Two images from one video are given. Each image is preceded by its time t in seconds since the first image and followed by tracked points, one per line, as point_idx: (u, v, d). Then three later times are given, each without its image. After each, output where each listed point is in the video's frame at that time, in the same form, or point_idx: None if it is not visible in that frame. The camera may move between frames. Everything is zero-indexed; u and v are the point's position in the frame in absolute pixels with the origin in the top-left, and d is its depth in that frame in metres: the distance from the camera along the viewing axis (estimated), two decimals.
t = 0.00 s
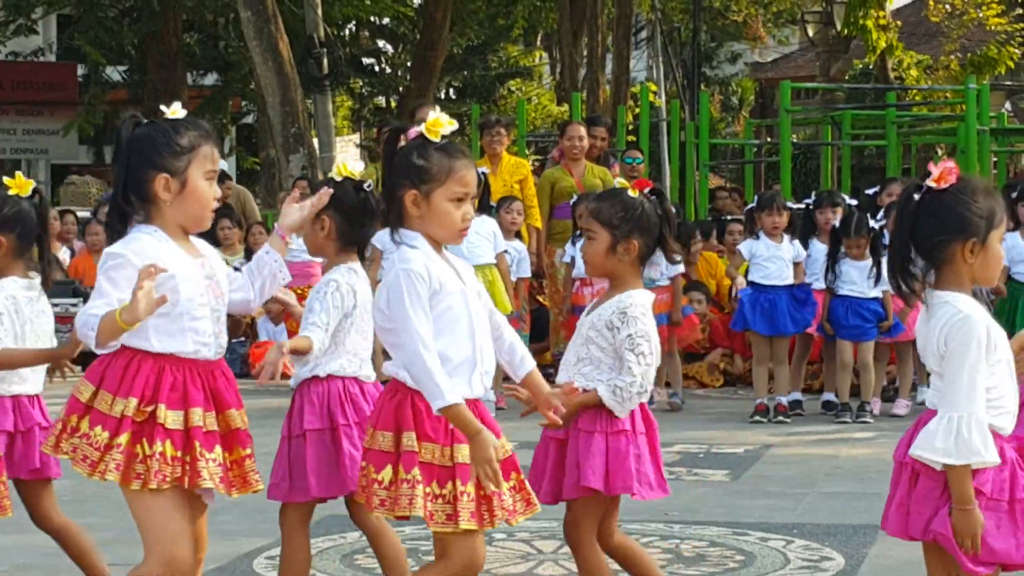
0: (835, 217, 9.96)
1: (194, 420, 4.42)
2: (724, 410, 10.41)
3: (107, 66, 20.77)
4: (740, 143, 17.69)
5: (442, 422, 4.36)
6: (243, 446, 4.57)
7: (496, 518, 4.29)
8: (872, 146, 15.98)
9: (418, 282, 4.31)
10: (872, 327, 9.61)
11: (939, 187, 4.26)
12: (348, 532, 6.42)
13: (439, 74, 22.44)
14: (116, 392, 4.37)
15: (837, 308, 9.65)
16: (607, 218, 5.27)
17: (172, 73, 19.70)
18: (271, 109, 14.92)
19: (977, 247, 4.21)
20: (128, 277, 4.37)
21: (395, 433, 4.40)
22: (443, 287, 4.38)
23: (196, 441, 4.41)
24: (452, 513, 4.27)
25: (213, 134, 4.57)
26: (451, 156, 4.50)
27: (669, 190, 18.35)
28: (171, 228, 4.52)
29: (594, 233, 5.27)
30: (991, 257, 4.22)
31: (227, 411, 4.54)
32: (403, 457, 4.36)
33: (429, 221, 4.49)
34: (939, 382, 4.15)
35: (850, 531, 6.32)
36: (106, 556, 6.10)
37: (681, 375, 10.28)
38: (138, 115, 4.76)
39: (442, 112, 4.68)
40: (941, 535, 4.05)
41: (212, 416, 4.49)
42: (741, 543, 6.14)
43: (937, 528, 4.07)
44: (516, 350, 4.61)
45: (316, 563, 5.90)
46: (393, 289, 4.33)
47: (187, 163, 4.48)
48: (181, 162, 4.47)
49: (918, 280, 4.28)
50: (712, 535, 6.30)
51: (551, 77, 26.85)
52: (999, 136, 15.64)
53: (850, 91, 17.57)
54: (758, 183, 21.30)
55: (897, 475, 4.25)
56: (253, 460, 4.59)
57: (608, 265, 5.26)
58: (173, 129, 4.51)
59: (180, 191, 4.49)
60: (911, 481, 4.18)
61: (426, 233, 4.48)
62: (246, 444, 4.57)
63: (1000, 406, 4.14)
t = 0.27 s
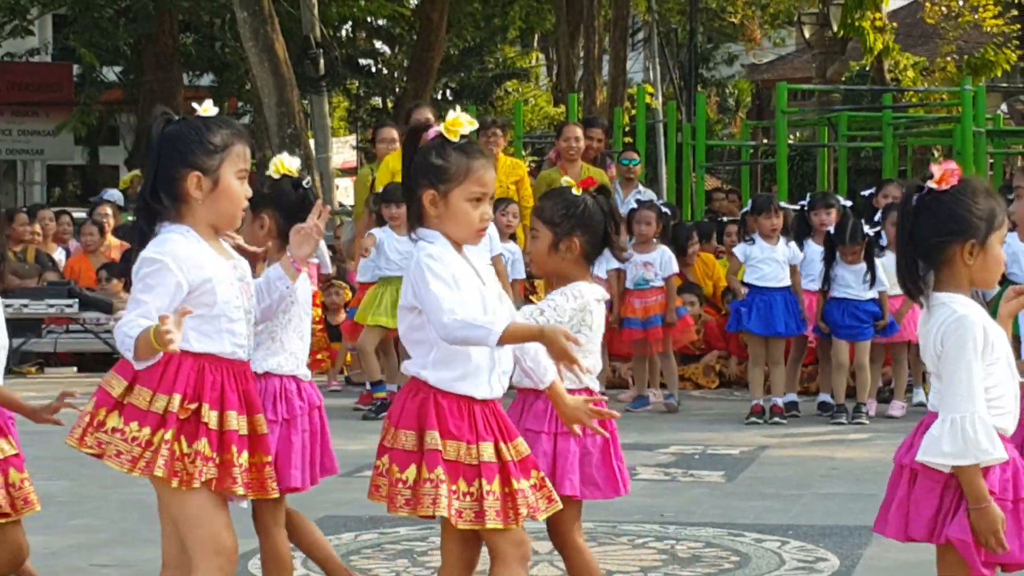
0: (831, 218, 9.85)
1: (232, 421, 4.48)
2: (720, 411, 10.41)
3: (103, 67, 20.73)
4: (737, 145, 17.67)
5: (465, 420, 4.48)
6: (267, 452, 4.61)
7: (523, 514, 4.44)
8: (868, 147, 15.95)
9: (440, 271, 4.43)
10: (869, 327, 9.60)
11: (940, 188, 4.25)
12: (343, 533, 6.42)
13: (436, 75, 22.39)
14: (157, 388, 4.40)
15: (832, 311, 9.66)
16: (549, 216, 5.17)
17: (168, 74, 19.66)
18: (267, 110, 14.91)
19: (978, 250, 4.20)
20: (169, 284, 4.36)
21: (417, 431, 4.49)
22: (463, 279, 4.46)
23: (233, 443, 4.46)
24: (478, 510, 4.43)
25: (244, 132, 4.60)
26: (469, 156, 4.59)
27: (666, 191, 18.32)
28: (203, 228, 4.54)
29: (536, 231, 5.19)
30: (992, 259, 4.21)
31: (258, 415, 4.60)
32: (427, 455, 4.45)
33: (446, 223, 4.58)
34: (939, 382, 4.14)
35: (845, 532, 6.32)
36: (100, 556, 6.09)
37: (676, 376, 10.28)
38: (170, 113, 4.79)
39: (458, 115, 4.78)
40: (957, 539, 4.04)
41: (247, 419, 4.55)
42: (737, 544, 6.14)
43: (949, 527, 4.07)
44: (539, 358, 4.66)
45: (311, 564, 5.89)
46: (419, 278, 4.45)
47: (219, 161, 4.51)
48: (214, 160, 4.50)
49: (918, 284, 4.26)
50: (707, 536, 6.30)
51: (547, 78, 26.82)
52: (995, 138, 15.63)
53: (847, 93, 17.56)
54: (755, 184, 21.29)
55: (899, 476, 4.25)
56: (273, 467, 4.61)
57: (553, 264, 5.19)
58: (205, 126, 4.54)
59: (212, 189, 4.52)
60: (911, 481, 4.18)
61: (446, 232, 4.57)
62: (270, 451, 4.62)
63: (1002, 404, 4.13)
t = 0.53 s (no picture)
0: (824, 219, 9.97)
1: (287, 420, 4.53)
2: (714, 412, 10.41)
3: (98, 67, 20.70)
4: (732, 146, 17.64)
5: (506, 423, 4.49)
6: (321, 443, 4.65)
7: (557, 521, 4.42)
8: (864, 148, 15.95)
9: (473, 273, 4.51)
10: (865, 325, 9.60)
11: (941, 206, 4.47)
12: (339, 534, 6.42)
13: (432, 76, 22.34)
14: (209, 394, 4.46)
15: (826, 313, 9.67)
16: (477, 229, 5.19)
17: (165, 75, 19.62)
18: (263, 111, 14.91)
19: (983, 263, 4.38)
20: (232, 279, 4.48)
21: (459, 434, 4.49)
22: (493, 280, 4.55)
23: (291, 441, 4.51)
24: (513, 514, 4.42)
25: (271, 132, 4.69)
26: (503, 155, 4.66)
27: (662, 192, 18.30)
28: (233, 227, 4.62)
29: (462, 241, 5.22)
30: (996, 277, 4.40)
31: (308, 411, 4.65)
32: (470, 459, 4.44)
33: (482, 223, 4.64)
34: (943, 401, 4.32)
35: (840, 533, 6.33)
36: (96, 558, 6.10)
37: (671, 377, 10.28)
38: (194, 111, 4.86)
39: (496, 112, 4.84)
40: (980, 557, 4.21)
41: (300, 416, 4.60)
42: (732, 545, 6.15)
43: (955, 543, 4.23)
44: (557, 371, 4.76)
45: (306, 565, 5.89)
46: (453, 281, 4.52)
47: (248, 160, 4.59)
48: (243, 159, 4.58)
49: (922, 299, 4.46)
50: (702, 537, 6.31)
51: (543, 79, 26.79)
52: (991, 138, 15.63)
53: (843, 94, 17.54)
54: (751, 185, 21.26)
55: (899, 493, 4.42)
56: (328, 459, 4.65)
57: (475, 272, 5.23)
58: (233, 126, 4.63)
59: (241, 188, 4.60)
60: (908, 499, 4.36)
61: (481, 233, 4.64)
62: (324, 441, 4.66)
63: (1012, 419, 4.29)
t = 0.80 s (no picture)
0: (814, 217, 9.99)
1: (297, 419, 4.53)
2: (706, 412, 10.42)
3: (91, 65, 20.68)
4: (725, 146, 17.63)
5: (539, 415, 4.52)
6: (332, 446, 4.65)
7: (585, 519, 4.43)
8: (857, 149, 15.95)
9: (514, 279, 4.46)
10: (857, 325, 9.60)
11: (960, 193, 4.48)
12: (330, 534, 6.42)
13: (426, 75, 22.27)
14: (223, 388, 4.45)
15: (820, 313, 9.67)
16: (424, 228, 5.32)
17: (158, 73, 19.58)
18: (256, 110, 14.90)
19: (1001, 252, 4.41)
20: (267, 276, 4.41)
21: (494, 425, 4.54)
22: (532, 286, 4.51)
23: (301, 440, 4.52)
24: (546, 509, 4.41)
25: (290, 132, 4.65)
26: (538, 151, 4.65)
27: (655, 192, 18.28)
28: (257, 226, 4.58)
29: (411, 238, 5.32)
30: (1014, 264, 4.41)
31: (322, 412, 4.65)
32: (506, 447, 4.47)
33: (516, 218, 4.63)
34: (963, 390, 4.40)
35: (831, 533, 6.32)
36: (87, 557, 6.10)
37: (663, 377, 10.29)
38: (211, 110, 4.81)
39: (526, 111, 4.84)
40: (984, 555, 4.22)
41: (312, 415, 4.60)
42: (723, 545, 6.15)
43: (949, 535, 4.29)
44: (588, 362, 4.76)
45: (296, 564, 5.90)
46: (492, 285, 4.47)
47: (271, 160, 4.56)
48: (266, 159, 4.54)
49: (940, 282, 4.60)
50: (693, 537, 6.31)
51: (536, 78, 26.77)
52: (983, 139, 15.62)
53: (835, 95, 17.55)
54: (744, 185, 21.25)
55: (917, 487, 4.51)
56: (339, 460, 4.68)
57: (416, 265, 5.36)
58: (254, 125, 4.59)
59: (264, 188, 4.56)
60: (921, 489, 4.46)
61: (515, 229, 4.63)
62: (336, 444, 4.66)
63: None
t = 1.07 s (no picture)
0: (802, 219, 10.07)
1: (323, 419, 4.53)
2: (697, 413, 10.43)
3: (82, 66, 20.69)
4: (716, 148, 17.66)
5: (551, 419, 4.48)
6: (357, 443, 4.65)
7: (597, 522, 4.41)
8: (848, 151, 15.98)
9: (528, 267, 4.49)
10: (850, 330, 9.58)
11: (982, 192, 4.57)
12: (322, 535, 6.42)
13: (418, 76, 22.27)
14: (247, 394, 4.44)
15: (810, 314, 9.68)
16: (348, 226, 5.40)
17: (149, 74, 19.63)
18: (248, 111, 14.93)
19: None
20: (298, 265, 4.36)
21: (503, 429, 4.51)
22: (550, 280, 4.53)
23: (329, 440, 4.52)
24: (552, 513, 4.41)
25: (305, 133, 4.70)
26: (568, 151, 4.65)
27: (647, 193, 18.29)
28: (276, 226, 4.62)
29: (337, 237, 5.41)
30: None
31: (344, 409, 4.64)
32: (512, 453, 4.44)
33: (541, 217, 4.64)
34: (994, 388, 4.35)
35: (822, 535, 6.33)
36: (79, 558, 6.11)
37: (654, 378, 10.31)
38: (228, 114, 4.86)
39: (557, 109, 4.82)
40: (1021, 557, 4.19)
41: (337, 415, 4.60)
42: (714, 547, 6.15)
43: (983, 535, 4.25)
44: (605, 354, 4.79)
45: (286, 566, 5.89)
46: (507, 274, 4.50)
47: (287, 160, 4.60)
48: (283, 159, 4.59)
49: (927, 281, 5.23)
50: (685, 539, 6.32)
51: (529, 79, 26.81)
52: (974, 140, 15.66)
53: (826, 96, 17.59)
54: (735, 186, 21.27)
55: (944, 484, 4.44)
56: (366, 459, 4.67)
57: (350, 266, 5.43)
58: (270, 127, 4.64)
59: (282, 188, 4.60)
60: (952, 489, 4.41)
61: (535, 229, 4.64)
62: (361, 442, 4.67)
63: None
